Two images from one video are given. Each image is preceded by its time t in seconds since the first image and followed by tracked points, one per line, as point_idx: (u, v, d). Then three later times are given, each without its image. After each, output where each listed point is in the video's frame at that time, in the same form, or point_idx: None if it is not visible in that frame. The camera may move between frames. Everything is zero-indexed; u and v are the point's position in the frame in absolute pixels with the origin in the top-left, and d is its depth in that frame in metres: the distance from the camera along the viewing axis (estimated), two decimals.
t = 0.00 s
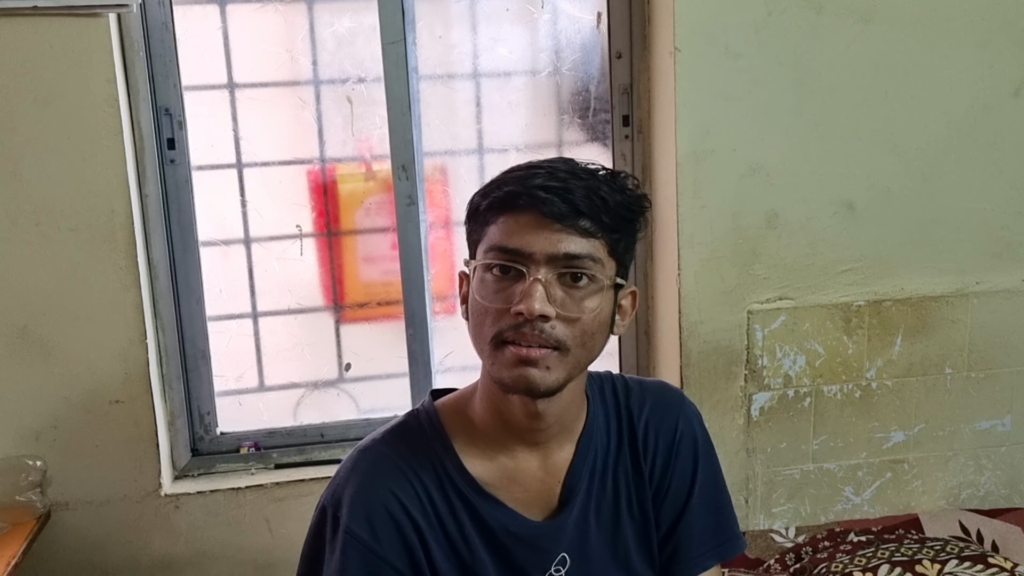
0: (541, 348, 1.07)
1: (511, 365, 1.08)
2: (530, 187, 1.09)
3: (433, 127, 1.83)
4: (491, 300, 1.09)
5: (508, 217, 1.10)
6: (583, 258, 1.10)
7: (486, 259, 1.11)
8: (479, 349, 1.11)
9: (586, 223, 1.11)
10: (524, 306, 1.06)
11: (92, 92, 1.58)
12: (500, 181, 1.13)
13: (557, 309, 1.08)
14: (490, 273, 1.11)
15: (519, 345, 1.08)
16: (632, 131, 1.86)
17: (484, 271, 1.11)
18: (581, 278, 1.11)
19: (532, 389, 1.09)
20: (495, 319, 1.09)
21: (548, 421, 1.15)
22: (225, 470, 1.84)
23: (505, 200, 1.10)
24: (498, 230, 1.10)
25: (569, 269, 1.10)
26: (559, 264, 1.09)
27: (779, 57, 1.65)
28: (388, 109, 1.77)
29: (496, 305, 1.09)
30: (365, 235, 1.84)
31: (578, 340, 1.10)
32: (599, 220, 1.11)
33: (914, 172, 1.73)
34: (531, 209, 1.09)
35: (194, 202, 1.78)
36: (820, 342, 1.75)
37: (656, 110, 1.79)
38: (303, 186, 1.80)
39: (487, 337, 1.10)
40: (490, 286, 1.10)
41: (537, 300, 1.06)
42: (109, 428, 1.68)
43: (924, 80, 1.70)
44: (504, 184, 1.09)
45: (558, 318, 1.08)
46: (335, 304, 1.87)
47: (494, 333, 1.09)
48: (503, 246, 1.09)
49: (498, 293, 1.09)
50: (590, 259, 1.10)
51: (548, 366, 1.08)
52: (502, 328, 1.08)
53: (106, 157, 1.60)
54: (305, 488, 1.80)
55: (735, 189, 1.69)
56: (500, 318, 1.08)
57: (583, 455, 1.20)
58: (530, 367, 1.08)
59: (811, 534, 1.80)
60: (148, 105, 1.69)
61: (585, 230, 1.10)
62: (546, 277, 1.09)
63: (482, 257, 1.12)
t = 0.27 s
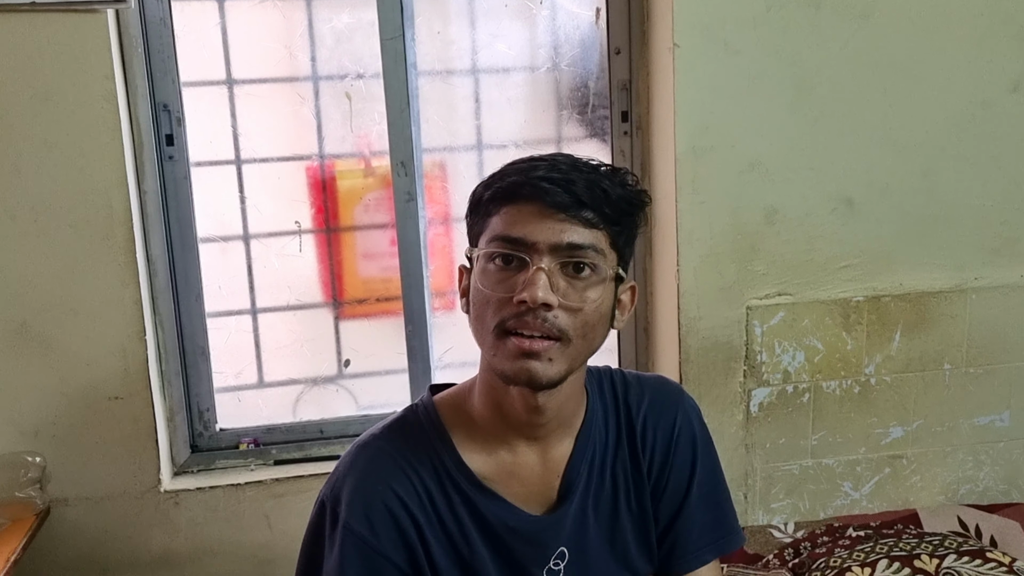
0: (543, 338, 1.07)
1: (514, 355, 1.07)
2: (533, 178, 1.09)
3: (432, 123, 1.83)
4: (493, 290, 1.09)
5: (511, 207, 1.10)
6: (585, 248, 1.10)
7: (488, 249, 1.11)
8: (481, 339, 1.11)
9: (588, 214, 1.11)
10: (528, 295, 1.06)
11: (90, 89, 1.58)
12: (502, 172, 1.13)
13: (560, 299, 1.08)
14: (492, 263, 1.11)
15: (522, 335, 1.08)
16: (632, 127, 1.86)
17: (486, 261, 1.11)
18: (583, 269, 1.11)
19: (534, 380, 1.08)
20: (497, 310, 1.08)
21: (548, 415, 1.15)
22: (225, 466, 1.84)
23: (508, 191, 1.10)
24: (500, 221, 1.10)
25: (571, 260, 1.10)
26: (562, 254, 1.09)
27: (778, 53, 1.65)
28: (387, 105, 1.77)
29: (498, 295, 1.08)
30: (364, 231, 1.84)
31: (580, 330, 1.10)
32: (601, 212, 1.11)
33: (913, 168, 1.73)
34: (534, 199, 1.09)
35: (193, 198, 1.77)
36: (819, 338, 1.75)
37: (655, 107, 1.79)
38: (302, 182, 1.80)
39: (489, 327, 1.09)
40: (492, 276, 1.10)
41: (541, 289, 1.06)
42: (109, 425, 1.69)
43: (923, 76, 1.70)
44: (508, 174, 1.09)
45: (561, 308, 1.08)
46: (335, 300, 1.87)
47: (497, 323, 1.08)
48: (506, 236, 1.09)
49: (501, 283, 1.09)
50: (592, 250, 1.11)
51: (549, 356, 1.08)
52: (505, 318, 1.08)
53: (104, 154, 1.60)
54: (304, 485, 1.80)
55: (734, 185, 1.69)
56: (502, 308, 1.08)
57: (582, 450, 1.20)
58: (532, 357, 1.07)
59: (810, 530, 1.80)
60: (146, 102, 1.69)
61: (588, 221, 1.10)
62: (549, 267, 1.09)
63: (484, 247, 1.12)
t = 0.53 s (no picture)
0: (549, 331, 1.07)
1: (520, 348, 1.07)
2: (541, 171, 1.09)
3: (430, 117, 1.82)
4: (499, 283, 1.09)
5: (518, 200, 1.10)
6: (592, 242, 1.10)
7: (495, 242, 1.11)
8: (486, 332, 1.11)
9: (596, 208, 1.11)
10: (534, 288, 1.06)
11: (87, 82, 1.57)
12: (510, 164, 1.13)
13: (567, 293, 1.08)
14: (499, 255, 1.10)
15: (528, 328, 1.07)
16: (630, 121, 1.86)
17: (493, 254, 1.11)
18: (590, 263, 1.11)
19: (540, 373, 1.08)
20: (503, 302, 1.08)
21: (550, 407, 1.15)
22: (223, 461, 1.84)
23: (516, 183, 1.10)
24: (507, 213, 1.10)
25: (578, 254, 1.10)
26: (569, 248, 1.09)
27: (776, 47, 1.65)
28: (385, 99, 1.77)
29: (504, 287, 1.08)
30: (363, 225, 1.83)
31: (586, 324, 1.10)
32: (608, 206, 1.11)
33: (911, 162, 1.73)
34: (542, 192, 1.09)
35: (191, 192, 1.77)
36: (818, 332, 1.75)
37: (654, 101, 1.79)
38: (300, 176, 1.80)
39: (495, 319, 1.09)
40: (499, 269, 1.10)
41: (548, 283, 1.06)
42: (107, 419, 1.68)
43: (921, 70, 1.70)
44: (516, 167, 1.09)
45: (567, 302, 1.08)
46: (333, 294, 1.87)
47: (503, 315, 1.08)
48: (513, 229, 1.09)
49: (507, 275, 1.09)
50: (599, 244, 1.11)
51: (555, 349, 1.08)
52: (510, 311, 1.08)
53: (101, 148, 1.60)
54: (302, 479, 1.80)
55: (733, 179, 1.69)
56: (508, 301, 1.08)
57: (583, 441, 1.20)
58: (538, 351, 1.07)
59: (807, 524, 1.80)
60: (144, 95, 1.68)
61: (595, 214, 1.10)
62: (556, 260, 1.09)
63: (490, 240, 1.12)
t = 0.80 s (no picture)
0: (554, 317, 1.07)
1: (525, 333, 1.07)
2: (548, 157, 1.09)
3: (427, 106, 1.82)
4: (504, 268, 1.08)
5: (525, 186, 1.10)
6: (598, 229, 1.10)
7: (500, 228, 1.10)
8: (491, 317, 1.10)
9: (602, 195, 1.11)
10: (541, 273, 1.05)
11: (82, 68, 1.57)
12: (516, 151, 1.12)
13: (572, 279, 1.08)
14: (504, 241, 1.10)
15: (533, 314, 1.07)
16: (627, 110, 1.86)
17: (498, 239, 1.10)
18: (596, 250, 1.11)
19: (545, 359, 1.07)
20: (508, 287, 1.08)
21: (552, 394, 1.15)
22: (218, 448, 1.84)
23: (523, 169, 1.10)
24: (514, 199, 1.10)
25: (584, 240, 1.09)
26: (575, 234, 1.09)
27: (774, 37, 1.65)
28: (383, 88, 1.76)
29: (510, 273, 1.08)
30: (359, 214, 1.83)
31: (591, 311, 1.10)
32: (614, 192, 1.11)
33: (908, 152, 1.73)
34: (549, 178, 1.09)
35: (187, 180, 1.77)
36: (814, 322, 1.75)
37: (651, 90, 1.79)
38: (297, 164, 1.80)
39: (500, 305, 1.09)
40: (504, 254, 1.09)
41: (554, 268, 1.06)
42: (103, 406, 1.68)
43: (919, 60, 1.70)
44: (523, 152, 1.09)
45: (572, 288, 1.07)
46: (329, 283, 1.87)
47: (508, 301, 1.08)
48: (520, 214, 1.08)
49: (513, 261, 1.08)
50: (605, 231, 1.10)
51: (560, 335, 1.07)
52: (515, 296, 1.07)
53: (97, 134, 1.59)
54: (298, 467, 1.80)
55: (730, 168, 1.69)
56: (513, 287, 1.07)
57: (582, 430, 1.20)
58: (544, 336, 1.07)
59: (802, 513, 1.81)
60: (140, 82, 1.68)
61: (601, 201, 1.10)
62: (563, 246, 1.08)
63: (496, 226, 1.11)
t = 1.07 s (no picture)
0: (551, 311, 1.07)
1: (522, 327, 1.07)
2: (547, 149, 1.09)
3: (422, 96, 1.82)
4: (502, 261, 1.08)
5: (523, 178, 1.10)
6: (597, 223, 1.10)
7: (499, 219, 1.10)
8: (487, 310, 1.10)
9: (601, 189, 1.11)
10: (538, 267, 1.05)
11: (75, 56, 1.56)
12: (515, 142, 1.12)
13: (570, 273, 1.08)
14: (503, 233, 1.10)
15: (530, 307, 1.07)
16: (622, 101, 1.86)
17: (496, 232, 1.10)
18: (594, 244, 1.11)
19: (541, 352, 1.08)
20: (506, 280, 1.08)
21: (547, 386, 1.16)
22: (212, 437, 1.85)
23: (522, 161, 1.09)
24: (512, 191, 1.10)
25: (582, 234, 1.10)
26: (574, 228, 1.09)
27: (769, 28, 1.65)
28: (378, 77, 1.76)
29: (508, 266, 1.08)
30: (354, 203, 1.83)
31: (588, 305, 1.10)
32: (613, 186, 1.11)
33: (902, 145, 1.73)
34: (548, 170, 1.09)
35: (181, 169, 1.77)
36: (806, 314, 1.76)
37: (646, 81, 1.79)
38: (291, 153, 1.79)
39: (497, 297, 1.09)
40: (502, 247, 1.09)
41: (552, 262, 1.06)
42: (97, 394, 1.69)
43: (914, 53, 1.70)
44: (523, 144, 1.09)
45: (570, 281, 1.08)
46: (323, 272, 1.87)
47: (505, 294, 1.08)
48: (518, 207, 1.08)
49: (511, 253, 1.08)
50: (603, 225, 1.11)
51: (557, 329, 1.08)
52: (513, 289, 1.07)
53: (90, 122, 1.59)
54: (291, 456, 1.80)
55: (724, 160, 1.69)
56: (511, 280, 1.07)
57: (577, 422, 1.21)
58: (540, 330, 1.07)
59: (792, 504, 1.82)
60: (133, 70, 1.67)
61: (600, 195, 1.10)
62: (561, 240, 1.09)
63: (494, 217, 1.11)
